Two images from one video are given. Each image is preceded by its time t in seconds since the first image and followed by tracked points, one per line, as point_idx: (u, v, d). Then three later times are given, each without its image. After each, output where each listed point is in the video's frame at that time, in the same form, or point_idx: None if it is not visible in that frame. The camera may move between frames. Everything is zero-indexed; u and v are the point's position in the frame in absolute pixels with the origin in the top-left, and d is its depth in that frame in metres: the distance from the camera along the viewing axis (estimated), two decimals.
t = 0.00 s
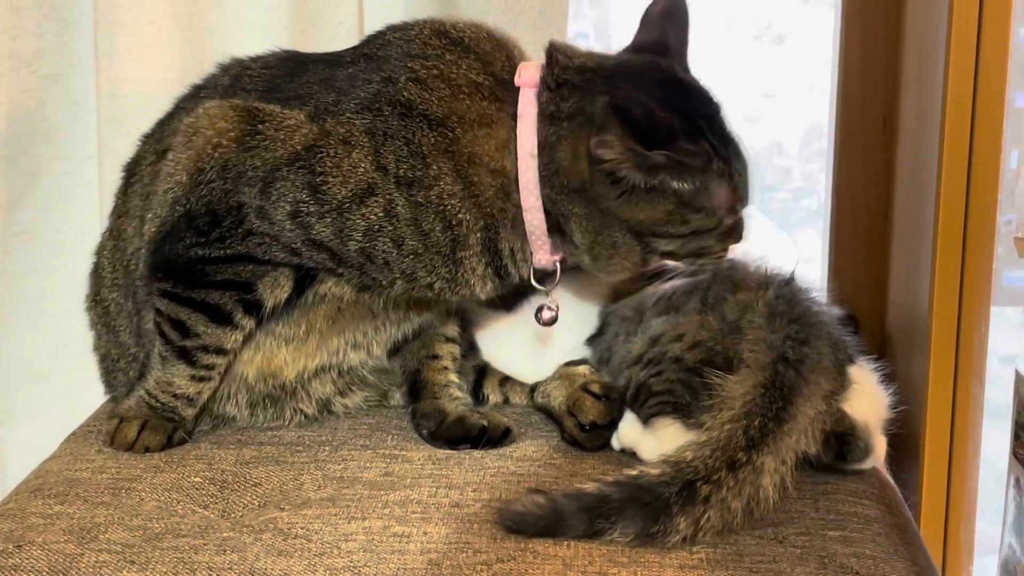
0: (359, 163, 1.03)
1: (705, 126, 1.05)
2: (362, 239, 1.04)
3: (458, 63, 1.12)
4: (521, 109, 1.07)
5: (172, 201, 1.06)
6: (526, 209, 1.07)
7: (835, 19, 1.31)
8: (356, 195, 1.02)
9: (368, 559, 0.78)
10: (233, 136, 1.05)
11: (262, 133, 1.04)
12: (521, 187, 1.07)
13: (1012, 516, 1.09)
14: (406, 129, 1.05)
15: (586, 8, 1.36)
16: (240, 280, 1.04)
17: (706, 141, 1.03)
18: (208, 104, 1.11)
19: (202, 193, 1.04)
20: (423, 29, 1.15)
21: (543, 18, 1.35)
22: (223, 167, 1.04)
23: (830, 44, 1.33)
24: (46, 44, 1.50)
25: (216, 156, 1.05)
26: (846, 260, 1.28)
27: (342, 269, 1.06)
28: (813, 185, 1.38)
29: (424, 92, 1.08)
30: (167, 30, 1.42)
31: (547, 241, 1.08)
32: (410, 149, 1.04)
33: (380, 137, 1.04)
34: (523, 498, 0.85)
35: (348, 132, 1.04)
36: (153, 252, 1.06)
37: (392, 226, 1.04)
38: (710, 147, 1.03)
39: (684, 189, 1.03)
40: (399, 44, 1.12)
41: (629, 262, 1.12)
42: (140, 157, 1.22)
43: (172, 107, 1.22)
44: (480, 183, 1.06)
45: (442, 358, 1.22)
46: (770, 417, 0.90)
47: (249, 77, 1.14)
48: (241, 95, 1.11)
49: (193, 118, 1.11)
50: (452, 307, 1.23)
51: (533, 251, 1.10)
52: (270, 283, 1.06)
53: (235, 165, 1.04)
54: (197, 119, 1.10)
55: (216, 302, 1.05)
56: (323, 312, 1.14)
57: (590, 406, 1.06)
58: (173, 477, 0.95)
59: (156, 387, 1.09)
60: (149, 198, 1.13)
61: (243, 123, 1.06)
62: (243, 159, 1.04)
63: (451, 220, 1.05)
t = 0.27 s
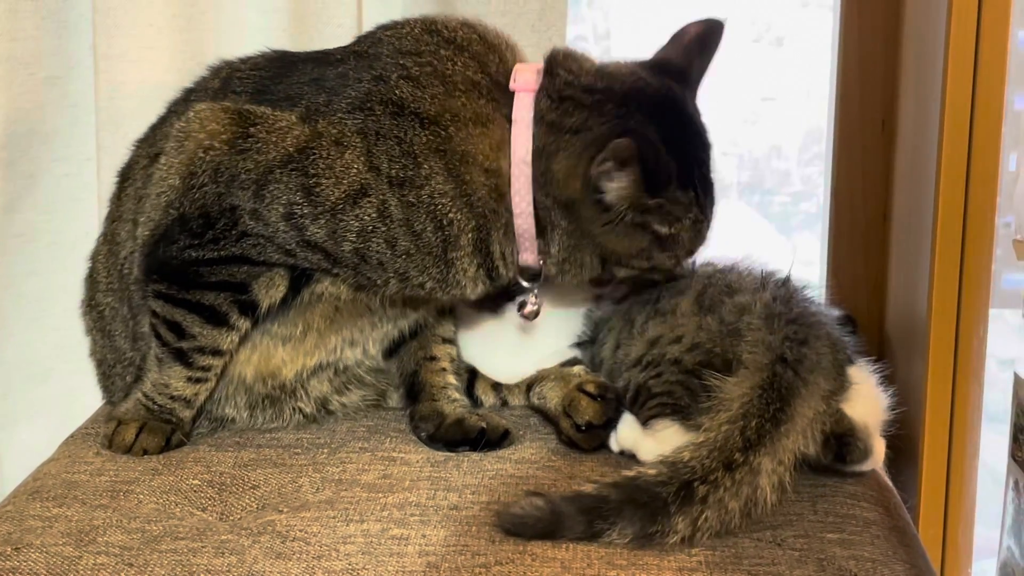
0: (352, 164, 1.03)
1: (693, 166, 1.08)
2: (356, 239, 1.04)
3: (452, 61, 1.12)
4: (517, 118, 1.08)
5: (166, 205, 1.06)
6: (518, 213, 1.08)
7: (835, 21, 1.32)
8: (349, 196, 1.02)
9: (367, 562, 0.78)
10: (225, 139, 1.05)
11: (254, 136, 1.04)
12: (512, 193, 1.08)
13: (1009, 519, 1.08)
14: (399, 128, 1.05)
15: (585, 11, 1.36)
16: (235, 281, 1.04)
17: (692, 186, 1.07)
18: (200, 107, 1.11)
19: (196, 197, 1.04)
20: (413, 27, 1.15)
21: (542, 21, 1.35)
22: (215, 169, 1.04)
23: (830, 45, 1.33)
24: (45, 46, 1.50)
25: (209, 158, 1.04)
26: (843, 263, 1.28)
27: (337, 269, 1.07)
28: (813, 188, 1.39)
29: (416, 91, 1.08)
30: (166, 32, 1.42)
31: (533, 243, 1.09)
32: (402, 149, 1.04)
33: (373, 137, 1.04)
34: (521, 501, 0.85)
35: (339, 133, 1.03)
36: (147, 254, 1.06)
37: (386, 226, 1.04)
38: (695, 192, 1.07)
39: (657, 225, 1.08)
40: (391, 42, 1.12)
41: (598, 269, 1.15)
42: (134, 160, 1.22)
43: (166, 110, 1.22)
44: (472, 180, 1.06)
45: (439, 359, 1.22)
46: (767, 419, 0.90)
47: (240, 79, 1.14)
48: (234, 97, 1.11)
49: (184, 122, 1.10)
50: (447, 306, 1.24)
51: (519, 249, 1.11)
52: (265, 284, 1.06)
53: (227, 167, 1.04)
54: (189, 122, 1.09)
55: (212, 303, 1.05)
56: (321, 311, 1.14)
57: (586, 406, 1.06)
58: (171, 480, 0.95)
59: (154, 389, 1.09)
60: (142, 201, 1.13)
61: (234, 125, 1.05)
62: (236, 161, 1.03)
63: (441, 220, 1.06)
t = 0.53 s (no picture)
0: (356, 167, 1.03)
1: (669, 140, 1.02)
2: (359, 242, 1.04)
3: (455, 67, 1.14)
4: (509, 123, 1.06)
5: (166, 203, 1.06)
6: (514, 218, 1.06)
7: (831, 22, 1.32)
8: (353, 198, 1.03)
9: (365, 564, 0.78)
10: (229, 136, 1.05)
11: (258, 136, 1.04)
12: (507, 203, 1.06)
13: (1008, 521, 1.07)
14: (403, 133, 1.05)
15: (583, 13, 1.38)
16: (236, 282, 1.04)
17: (664, 155, 1.00)
18: (205, 105, 1.11)
19: (197, 196, 1.04)
20: (420, 33, 1.17)
21: (540, 23, 1.35)
22: (217, 168, 1.04)
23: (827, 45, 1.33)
24: (43, 48, 1.50)
25: (210, 156, 1.04)
26: (841, 265, 1.28)
27: (339, 271, 1.06)
28: (811, 193, 1.39)
29: (421, 96, 1.09)
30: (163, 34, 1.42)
31: (534, 259, 1.08)
32: (406, 154, 1.05)
33: (376, 140, 1.04)
34: (520, 504, 0.85)
35: (343, 135, 1.04)
36: (146, 255, 1.06)
37: (389, 229, 1.04)
38: (666, 161, 1.00)
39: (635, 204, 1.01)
40: (396, 47, 1.14)
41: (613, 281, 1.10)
42: (132, 160, 1.22)
43: (165, 111, 1.22)
44: (475, 189, 1.06)
45: (438, 362, 1.22)
46: (772, 431, 0.90)
47: (241, 80, 1.14)
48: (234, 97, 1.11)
49: (185, 123, 1.10)
50: (444, 310, 1.24)
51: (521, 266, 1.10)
52: (265, 285, 1.06)
53: (230, 167, 1.04)
54: (192, 120, 1.10)
55: (212, 305, 1.05)
56: (319, 313, 1.14)
57: (584, 406, 1.06)
58: (170, 482, 0.95)
59: (153, 391, 1.09)
60: (141, 201, 1.13)
61: (238, 125, 1.06)
62: (239, 161, 1.04)
63: (445, 224, 1.05)
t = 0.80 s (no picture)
0: (356, 169, 1.03)
1: (685, 132, 1.02)
2: (360, 244, 1.04)
3: (455, 67, 1.12)
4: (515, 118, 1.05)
5: (170, 207, 1.06)
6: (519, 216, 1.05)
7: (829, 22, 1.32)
8: (353, 200, 1.03)
9: (363, 566, 0.78)
10: (232, 140, 1.05)
11: (260, 139, 1.04)
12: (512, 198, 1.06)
13: (1006, 524, 1.07)
14: (403, 135, 1.05)
15: (581, 15, 1.38)
16: (238, 285, 1.04)
17: (683, 148, 1.01)
18: (207, 110, 1.11)
19: (200, 200, 1.04)
20: (421, 33, 1.16)
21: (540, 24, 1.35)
22: (220, 171, 1.04)
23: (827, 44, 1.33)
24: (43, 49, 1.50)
25: (214, 160, 1.04)
26: (840, 267, 1.28)
27: (340, 274, 1.07)
28: (810, 197, 1.39)
29: (421, 97, 1.08)
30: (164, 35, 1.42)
31: (539, 253, 1.07)
32: (407, 155, 1.05)
33: (377, 142, 1.04)
34: (519, 505, 0.85)
35: (344, 137, 1.04)
36: (151, 258, 1.06)
37: (390, 231, 1.04)
38: (684, 153, 1.00)
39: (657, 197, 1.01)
40: (398, 48, 1.13)
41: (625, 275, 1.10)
42: (137, 162, 1.22)
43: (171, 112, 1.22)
44: (477, 188, 1.06)
45: (438, 364, 1.22)
46: (761, 419, 0.90)
47: (246, 83, 1.14)
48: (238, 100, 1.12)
49: (191, 125, 1.10)
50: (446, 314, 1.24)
51: (527, 263, 1.09)
52: (269, 288, 1.05)
53: (232, 170, 1.04)
54: (196, 125, 1.09)
55: (215, 308, 1.05)
56: (322, 316, 1.14)
57: (585, 410, 1.06)
58: (168, 484, 0.95)
59: (156, 393, 1.09)
60: (146, 203, 1.13)
61: (240, 128, 1.06)
62: (241, 164, 1.04)
63: (446, 225, 1.06)
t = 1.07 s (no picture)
0: (345, 177, 1.03)
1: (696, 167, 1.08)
2: (350, 252, 1.04)
3: (443, 71, 1.11)
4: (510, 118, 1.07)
5: (163, 216, 1.06)
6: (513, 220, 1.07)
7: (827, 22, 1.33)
8: (342, 209, 1.02)
9: (362, 568, 0.78)
10: (220, 149, 1.06)
11: (248, 147, 1.04)
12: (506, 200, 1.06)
13: (1004, 527, 1.08)
14: (391, 142, 1.04)
15: (579, 17, 1.37)
16: (232, 290, 1.04)
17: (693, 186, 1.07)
18: (195, 118, 1.11)
19: (192, 208, 1.04)
20: (406, 36, 1.14)
21: (537, 28, 1.36)
22: (211, 180, 1.04)
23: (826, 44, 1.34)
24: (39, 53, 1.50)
25: (204, 169, 1.05)
26: (839, 272, 1.28)
27: (332, 280, 1.06)
28: (809, 200, 1.40)
29: (409, 103, 1.07)
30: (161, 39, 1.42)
31: (530, 251, 1.08)
32: (395, 162, 1.04)
33: (366, 150, 1.04)
34: (517, 508, 0.85)
35: (333, 145, 1.03)
36: (145, 265, 1.07)
37: (379, 239, 1.04)
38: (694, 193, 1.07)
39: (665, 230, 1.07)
40: (383, 53, 1.12)
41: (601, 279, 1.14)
42: (132, 170, 1.22)
43: (165, 118, 1.22)
44: (466, 194, 1.06)
45: (436, 367, 1.22)
46: (760, 423, 0.90)
47: (235, 89, 1.14)
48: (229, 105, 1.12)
49: (180, 134, 1.10)
50: (445, 317, 1.23)
51: (517, 258, 1.10)
52: (262, 293, 1.06)
53: (222, 178, 1.04)
54: (183, 137, 1.09)
55: (209, 313, 1.05)
56: (317, 320, 1.14)
57: (585, 412, 1.07)
58: (166, 487, 0.95)
59: (152, 397, 1.09)
60: (140, 210, 1.13)
61: (229, 137, 1.06)
62: (231, 172, 1.04)
63: (435, 233, 1.05)
